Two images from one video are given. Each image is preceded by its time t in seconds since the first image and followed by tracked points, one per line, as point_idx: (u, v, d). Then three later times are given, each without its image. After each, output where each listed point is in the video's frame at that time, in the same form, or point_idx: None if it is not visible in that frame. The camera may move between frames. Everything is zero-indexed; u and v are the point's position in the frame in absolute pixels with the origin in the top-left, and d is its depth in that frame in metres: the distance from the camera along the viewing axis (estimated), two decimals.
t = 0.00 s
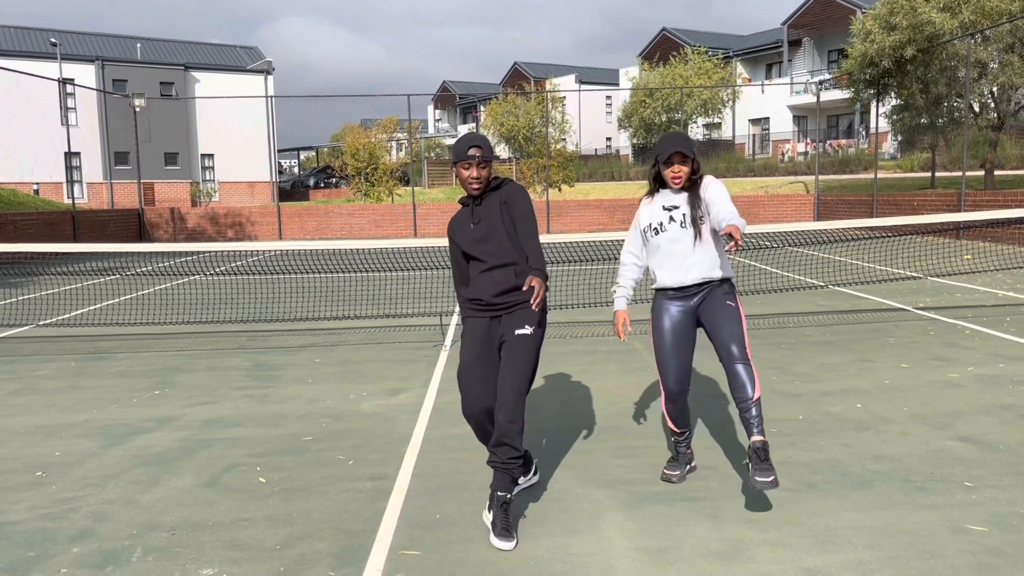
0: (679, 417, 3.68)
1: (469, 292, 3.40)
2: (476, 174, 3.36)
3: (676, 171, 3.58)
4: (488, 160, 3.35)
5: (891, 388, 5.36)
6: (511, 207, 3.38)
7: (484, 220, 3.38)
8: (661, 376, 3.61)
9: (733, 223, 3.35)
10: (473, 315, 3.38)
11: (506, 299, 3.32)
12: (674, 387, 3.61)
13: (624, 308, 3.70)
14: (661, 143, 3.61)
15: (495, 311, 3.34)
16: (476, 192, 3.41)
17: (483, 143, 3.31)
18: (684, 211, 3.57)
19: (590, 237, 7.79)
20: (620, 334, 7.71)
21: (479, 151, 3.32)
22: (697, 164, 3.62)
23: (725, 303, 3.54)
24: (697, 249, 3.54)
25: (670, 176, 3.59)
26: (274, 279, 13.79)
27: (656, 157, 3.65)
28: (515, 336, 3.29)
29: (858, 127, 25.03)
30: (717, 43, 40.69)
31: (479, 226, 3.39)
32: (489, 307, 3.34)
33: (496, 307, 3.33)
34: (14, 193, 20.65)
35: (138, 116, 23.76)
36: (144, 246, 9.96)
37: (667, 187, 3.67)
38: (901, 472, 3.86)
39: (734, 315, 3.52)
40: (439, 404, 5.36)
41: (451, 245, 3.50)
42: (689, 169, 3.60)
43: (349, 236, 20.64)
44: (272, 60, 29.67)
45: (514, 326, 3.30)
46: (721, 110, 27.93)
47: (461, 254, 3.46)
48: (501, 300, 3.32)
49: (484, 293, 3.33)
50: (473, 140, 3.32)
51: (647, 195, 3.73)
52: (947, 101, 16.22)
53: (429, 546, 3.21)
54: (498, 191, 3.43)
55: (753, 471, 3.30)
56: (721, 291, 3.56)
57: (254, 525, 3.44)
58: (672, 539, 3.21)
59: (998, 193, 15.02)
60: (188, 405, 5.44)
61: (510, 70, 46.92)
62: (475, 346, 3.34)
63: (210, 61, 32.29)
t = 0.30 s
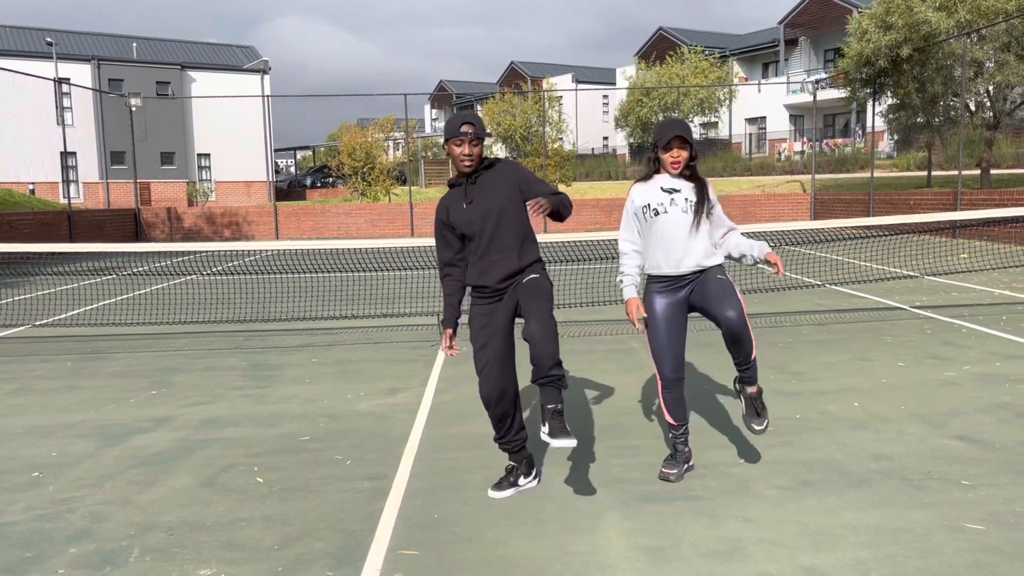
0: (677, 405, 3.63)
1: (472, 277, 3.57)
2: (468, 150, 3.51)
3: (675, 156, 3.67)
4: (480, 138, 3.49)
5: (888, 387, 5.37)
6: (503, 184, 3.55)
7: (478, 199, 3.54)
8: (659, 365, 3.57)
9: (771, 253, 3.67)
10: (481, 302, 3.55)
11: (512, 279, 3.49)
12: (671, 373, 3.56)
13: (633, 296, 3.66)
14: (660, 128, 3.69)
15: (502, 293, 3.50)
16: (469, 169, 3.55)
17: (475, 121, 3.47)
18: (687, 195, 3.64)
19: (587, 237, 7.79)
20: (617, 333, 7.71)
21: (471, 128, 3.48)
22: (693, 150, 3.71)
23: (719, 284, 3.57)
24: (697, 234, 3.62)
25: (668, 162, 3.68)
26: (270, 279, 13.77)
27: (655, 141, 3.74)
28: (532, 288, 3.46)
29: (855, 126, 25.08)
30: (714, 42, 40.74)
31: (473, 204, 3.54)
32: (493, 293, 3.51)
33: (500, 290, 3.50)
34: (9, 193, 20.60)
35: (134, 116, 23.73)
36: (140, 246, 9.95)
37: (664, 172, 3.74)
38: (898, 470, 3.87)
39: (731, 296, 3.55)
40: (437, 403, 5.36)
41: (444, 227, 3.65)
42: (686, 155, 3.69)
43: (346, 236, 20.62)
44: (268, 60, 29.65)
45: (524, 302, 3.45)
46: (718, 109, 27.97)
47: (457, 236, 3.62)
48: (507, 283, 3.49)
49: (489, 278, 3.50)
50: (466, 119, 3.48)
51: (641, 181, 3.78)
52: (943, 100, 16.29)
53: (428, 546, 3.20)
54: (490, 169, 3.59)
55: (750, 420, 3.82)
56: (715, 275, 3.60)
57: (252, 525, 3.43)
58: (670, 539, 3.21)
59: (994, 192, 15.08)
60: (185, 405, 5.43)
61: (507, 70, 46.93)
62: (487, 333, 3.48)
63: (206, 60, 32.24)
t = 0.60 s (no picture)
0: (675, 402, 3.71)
1: (472, 266, 3.45)
2: (482, 151, 3.48)
3: (677, 158, 3.71)
4: (494, 139, 3.48)
5: (883, 385, 5.38)
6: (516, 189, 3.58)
7: (487, 195, 3.51)
8: (662, 363, 3.66)
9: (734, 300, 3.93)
10: (482, 296, 3.46)
11: (518, 278, 3.48)
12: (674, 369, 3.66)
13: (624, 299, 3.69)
14: (661, 129, 3.74)
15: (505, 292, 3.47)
16: (480, 167, 3.52)
17: (491, 121, 3.45)
18: (698, 193, 3.71)
19: (584, 236, 7.80)
20: (613, 332, 7.72)
21: (486, 129, 3.45)
22: (694, 153, 3.77)
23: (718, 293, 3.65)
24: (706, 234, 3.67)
25: (670, 163, 3.72)
26: (266, 279, 13.73)
27: (655, 144, 3.78)
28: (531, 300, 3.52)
29: (850, 124, 25.13)
30: (709, 42, 40.76)
31: (481, 198, 3.51)
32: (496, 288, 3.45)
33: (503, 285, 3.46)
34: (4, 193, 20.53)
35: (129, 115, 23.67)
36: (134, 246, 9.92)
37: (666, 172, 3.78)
38: (893, 468, 3.88)
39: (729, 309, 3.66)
40: (433, 403, 5.36)
41: (442, 209, 3.51)
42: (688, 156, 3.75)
43: (342, 235, 20.58)
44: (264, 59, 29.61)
45: (528, 308, 3.51)
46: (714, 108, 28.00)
47: (454, 220, 3.50)
48: (513, 279, 3.47)
49: (497, 271, 3.44)
50: (482, 117, 3.45)
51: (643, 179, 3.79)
52: (938, 99, 16.34)
53: (424, 545, 3.20)
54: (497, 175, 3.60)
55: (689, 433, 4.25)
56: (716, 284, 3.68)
57: (248, 526, 3.42)
58: (666, 537, 3.21)
59: (989, 190, 15.13)
60: (180, 404, 5.42)
61: (502, 69, 46.91)
62: (491, 332, 3.47)
63: (201, 59, 32.16)
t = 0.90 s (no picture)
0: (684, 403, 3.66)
1: (480, 275, 3.48)
2: (499, 162, 3.47)
3: (686, 170, 3.71)
4: (510, 151, 3.47)
5: (880, 384, 5.39)
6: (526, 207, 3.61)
7: (499, 209, 3.51)
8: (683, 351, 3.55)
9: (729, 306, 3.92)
10: (485, 304, 3.48)
11: (520, 294, 3.53)
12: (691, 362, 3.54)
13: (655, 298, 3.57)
14: (670, 140, 3.72)
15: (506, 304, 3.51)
16: (495, 179, 3.50)
17: (508, 133, 3.45)
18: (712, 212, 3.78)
19: (582, 235, 7.79)
20: (610, 331, 7.73)
21: (502, 140, 3.44)
22: (702, 162, 3.77)
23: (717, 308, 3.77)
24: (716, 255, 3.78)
25: (680, 174, 3.71)
26: (262, 278, 13.71)
27: (665, 154, 3.74)
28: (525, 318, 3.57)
29: (847, 123, 25.13)
30: (706, 41, 40.78)
31: (494, 211, 3.50)
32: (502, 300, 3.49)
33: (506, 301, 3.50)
34: None
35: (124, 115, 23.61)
36: (130, 246, 9.89)
37: (677, 185, 3.77)
38: (890, 467, 3.88)
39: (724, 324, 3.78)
40: (431, 402, 5.35)
41: (457, 210, 3.45)
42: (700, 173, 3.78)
43: (338, 235, 20.56)
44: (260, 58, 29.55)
45: (522, 326, 3.57)
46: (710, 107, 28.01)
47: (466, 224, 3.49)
48: (516, 295, 3.52)
49: (504, 284, 3.48)
50: (499, 127, 3.43)
51: (659, 189, 3.75)
52: (934, 97, 16.33)
53: (421, 545, 3.20)
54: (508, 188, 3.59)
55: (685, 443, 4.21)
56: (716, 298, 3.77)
57: (245, 526, 3.42)
58: (664, 536, 3.21)
59: (985, 188, 15.14)
60: (177, 405, 5.41)
61: (499, 68, 46.93)
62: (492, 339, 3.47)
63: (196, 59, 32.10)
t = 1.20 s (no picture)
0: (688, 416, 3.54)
1: (483, 279, 3.45)
2: (507, 160, 3.43)
3: (688, 169, 3.65)
4: (517, 148, 3.43)
5: (878, 382, 5.39)
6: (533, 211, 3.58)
7: (508, 212, 3.47)
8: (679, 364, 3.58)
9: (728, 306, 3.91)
10: (484, 312, 3.46)
11: (517, 303, 3.50)
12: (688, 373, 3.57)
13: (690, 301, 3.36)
14: (670, 141, 3.68)
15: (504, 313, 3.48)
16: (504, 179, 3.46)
17: (516, 130, 3.40)
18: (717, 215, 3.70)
19: (580, 234, 7.78)
20: (608, 330, 7.73)
21: (508, 137, 3.40)
22: (704, 161, 3.72)
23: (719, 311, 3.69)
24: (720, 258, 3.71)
25: (682, 174, 3.65)
26: (259, 278, 13.70)
27: (669, 155, 3.67)
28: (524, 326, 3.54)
29: (844, 121, 25.14)
30: (703, 39, 40.82)
31: (502, 214, 3.46)
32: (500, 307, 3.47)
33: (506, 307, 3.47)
34: None
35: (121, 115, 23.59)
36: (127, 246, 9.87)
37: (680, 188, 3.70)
38: (888, 464, 3.88)
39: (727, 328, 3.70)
40: (429, 402, 5.35)
41: (466, 211, 3.41)
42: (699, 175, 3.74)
43: (336, 234, 20.56)
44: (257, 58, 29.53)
45: (519, 335, 3.53)
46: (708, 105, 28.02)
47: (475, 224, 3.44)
48: (514, 303, 3.49)
49: (502, 290, 3.45)
50: (506, 125, 3.39)
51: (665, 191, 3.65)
52: (930, 95, 16.34)
53: (420, 544, 3.20)
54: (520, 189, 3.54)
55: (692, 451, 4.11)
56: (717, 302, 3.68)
57: (244, 526, 3.41)
58: (663, 535, 3.21)
59: (982, 186, 15.17)
60: (175, 405, 5.40)
61: (496, 67, 46.96)
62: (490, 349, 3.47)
63: (193, 59, 32.07)
